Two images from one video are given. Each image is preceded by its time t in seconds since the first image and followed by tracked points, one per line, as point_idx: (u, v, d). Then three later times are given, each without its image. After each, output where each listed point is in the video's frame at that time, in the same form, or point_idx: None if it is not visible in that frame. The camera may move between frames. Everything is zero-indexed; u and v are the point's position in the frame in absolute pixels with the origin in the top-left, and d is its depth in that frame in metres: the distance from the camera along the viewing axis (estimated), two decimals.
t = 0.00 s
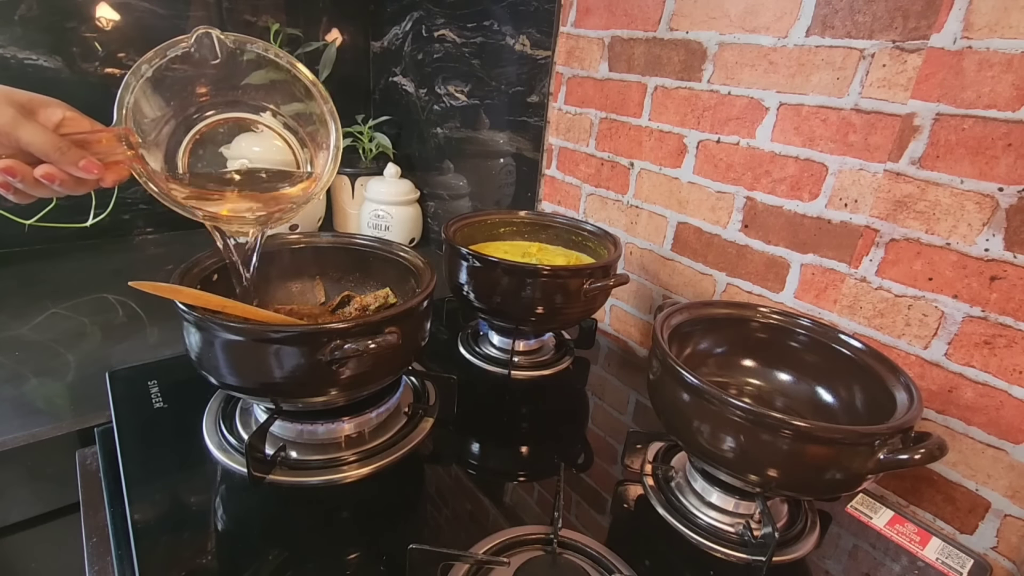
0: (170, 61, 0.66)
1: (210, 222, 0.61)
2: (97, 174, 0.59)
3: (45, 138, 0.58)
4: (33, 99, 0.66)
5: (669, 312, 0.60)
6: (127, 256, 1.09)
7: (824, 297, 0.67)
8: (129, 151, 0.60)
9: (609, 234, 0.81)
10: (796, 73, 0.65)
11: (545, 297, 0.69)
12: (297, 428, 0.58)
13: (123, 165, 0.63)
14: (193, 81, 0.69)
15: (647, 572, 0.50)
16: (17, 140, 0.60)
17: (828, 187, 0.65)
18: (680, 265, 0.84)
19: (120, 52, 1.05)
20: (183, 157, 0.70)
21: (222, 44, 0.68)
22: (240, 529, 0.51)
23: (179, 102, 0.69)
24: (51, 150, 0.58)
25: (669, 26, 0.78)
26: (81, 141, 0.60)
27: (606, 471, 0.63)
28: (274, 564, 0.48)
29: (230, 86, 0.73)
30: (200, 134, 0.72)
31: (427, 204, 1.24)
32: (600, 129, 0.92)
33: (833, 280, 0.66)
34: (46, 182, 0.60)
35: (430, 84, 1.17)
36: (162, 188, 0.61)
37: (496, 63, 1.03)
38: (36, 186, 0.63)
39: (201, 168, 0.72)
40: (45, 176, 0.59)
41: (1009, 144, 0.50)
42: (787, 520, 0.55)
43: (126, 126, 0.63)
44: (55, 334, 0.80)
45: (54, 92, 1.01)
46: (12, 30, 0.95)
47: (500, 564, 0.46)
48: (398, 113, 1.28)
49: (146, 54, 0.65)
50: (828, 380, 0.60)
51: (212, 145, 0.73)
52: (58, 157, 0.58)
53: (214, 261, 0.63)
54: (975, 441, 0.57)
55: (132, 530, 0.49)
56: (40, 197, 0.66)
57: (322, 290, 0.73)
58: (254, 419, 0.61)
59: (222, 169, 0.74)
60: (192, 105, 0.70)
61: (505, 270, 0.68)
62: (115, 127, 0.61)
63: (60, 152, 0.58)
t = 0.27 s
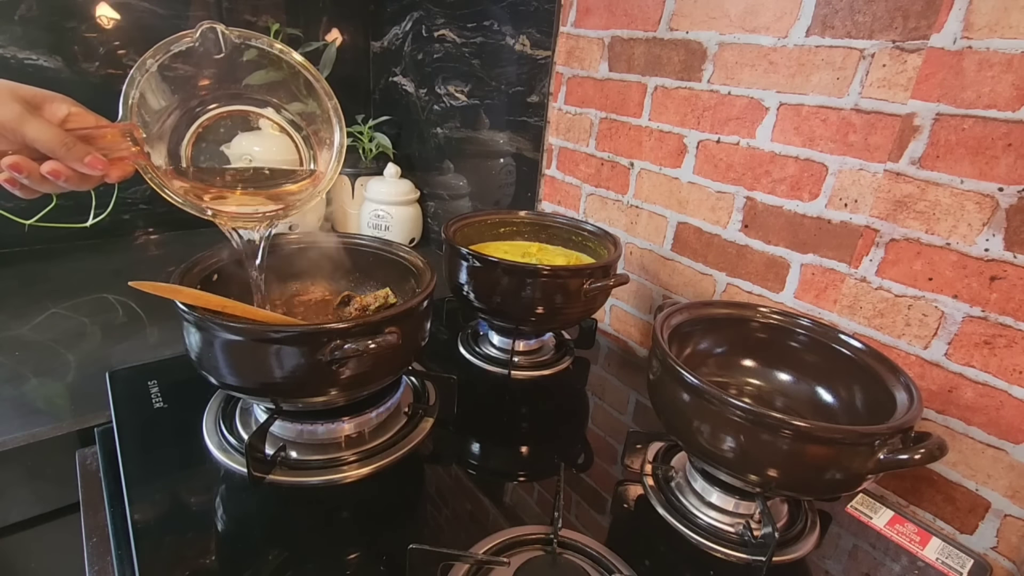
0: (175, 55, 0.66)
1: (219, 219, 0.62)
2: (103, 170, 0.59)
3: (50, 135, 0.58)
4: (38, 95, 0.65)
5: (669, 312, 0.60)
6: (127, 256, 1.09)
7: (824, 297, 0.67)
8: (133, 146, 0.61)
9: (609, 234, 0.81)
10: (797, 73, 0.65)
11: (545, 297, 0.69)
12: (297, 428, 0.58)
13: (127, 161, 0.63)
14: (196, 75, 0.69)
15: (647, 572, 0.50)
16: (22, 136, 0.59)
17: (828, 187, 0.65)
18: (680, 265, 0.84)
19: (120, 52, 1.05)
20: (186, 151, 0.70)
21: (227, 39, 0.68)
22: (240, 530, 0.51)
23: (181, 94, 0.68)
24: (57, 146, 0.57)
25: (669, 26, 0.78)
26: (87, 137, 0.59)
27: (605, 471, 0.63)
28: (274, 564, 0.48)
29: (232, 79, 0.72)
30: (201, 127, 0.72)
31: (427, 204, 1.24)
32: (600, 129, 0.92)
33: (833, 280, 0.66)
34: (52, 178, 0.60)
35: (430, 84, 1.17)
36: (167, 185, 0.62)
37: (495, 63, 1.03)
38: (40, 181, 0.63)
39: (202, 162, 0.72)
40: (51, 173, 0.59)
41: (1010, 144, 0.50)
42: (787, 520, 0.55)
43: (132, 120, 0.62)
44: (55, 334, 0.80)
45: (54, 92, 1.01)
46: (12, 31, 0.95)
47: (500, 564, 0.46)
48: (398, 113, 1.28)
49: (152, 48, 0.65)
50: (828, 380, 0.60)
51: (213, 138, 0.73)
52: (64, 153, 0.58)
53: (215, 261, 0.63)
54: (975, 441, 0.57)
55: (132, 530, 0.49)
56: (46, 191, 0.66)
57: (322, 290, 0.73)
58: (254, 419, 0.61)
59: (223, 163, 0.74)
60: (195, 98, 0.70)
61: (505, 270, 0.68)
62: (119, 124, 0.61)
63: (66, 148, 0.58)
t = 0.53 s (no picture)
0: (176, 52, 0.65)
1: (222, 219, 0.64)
2: (105, 170, 0.59)
3: (53, 133, 0.58)
4: (40, 93, 0.65)
5: (669, 312, 0.60)
6: (127, 256, 1.09)
7: (824, 297, 0.67)
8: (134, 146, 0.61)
9: (609, 234, 0.81)
10: (797, 73, 0.65)
11: (545, 297, 0.69)
12: (297, 428, 0.58)
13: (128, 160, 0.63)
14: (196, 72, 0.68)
15: (647, 572, 0.50)
16: (24, 136, 0.59)
17: (828, 187, 0.65)
18: (680, 265, 0.84)
19: (120, 51, 1.05)
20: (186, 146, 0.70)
21: (227, 36, 0.67)
22: (240, 530, 0.51)
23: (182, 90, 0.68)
24: (60, 146, 0.58)
25: (669, 26, 0.78)
26: (89, 136, 0.60)
27: (606, 471, 0.63)
28: (274, 564, 0.48)
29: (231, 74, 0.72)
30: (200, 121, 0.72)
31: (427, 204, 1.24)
32: (600, 129, 0.92)
33: (833, 280, 0.66)
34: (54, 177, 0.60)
35: (430, 83, 1.17)
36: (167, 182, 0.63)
37: (495, 63, 1.03)
38: (42, 180, 0.63)
39: (203, 157, 0.72)
40: (53, 172, 0.59)
41: (1010, 144, 0.50)
42: (787, 520, 0.55)
43: (132, 118, 0.62)
44: (55, 334, 0.80)
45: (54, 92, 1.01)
46: (12, 31, 0.95)
47: (500, 564, 0.46)
48: (398, 113, 1.28)
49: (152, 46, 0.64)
50: (827, 380, 0.60)
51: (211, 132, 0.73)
52: (68, 152, 0.58)
53: (215, 261, 0.63)
54: (975, 441, 0.57)
55: (132, 530, 0.49)
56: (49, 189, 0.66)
57: (322, 289, 0.73)
58: (254, 419, 0.61)
59: (222, 160, 0.74)
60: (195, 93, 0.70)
61: (505, 270, 0.68)
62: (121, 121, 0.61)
63: (69, 148, 0.58)
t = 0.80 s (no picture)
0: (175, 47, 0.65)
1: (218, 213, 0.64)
2: (105, 167, 0.60)
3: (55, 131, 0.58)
4: (40, 90, 0.65)
5: (669, 313, 0.60)
6: (127, 256, 1.09)
7: (824, 297, 0.67)
8: (134, 142, 0.60)
9: (609, 234, 0.81)
10: (797, 73, 0.65)
11: (545, 297, 0.69)
12: (297, 428, 0.58)
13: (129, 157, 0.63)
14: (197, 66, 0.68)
15: (647, 572, 0.50)
16: (26, 134, 0.59)
17: (828, 187, 0.65)
18: (680, 265, 0.84)
19: (120, 51, 1.05)
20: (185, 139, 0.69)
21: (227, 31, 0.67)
22: (240, 530, 0.51)
23: (183, 85, 0.68)
24: (62, 144, 0.58)
25: (669, 26, 0.78)
26: (90, 133, 0.60)
27: (605, 471, 0.63)
28: (274, 564, 0.48)
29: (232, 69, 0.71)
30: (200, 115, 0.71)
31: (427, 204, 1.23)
32: (600, 129, 0.92)
33: (833, 280, 0.66)
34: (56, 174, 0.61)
35: (431, 84, 1.17)
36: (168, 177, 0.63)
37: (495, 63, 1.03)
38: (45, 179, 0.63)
39: (203, 151, 0.72)
40: (55, 169, 0.60)
41: (1009, 144, 0.50)
42: (787, 520, 0.55)
43: (133, 115, 0.63)
44: (55, 334, 0.80)
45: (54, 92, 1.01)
46: (11, 31, 0.95)
47: (500, 564, 0.46)
48: (398, 113, 1.28)
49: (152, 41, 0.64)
50: (827, 380, 0.60)
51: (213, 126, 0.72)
52: (69, 151, 0.59)
53: (215, 261, 0.63)
54: (975, 441, 0.57)
55: (132, 530, 0.49)
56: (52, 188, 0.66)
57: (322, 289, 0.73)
58: (254, 419, 0.61)
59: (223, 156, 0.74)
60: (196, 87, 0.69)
61: (505, 270, 0.68)
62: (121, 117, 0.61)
63: (70, 146, 0.59)
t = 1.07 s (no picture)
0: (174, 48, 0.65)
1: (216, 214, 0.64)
2: (106, 167, 0.60)
3: (54, 131, 0.58)
4: (40, 91, 0.65)
5: (669, 312, 0.60)
6: (127, 256, 1.09)
7: (824, 297, 0.67)
8: (134, 142, 0.60)
9: (609, 234, 0.81)
10: (797, 73, 0.65)
11: (545, 297, 0.69)
12: (297, 428, 0.58)
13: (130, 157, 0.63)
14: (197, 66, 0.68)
15: (647, 572, 0.50)
16: (26, 135, 0.59)
17: (828, 187, 0.65)
18: (680, 264, 0.84)
19: (120, 51, 1.05)
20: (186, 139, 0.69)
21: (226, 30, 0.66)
22: (240, 530, 0.51)
23: (182, 85, 0.68)
24: (61, 145, 0.58)
25: (669, 26, 0.78)
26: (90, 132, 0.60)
27: (605, 471, 0.63)
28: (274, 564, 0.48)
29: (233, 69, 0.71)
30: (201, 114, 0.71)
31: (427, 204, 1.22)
32: (600, 129, 0.92)
33: (833, 280, 0.66)
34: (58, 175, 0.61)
35: (430, 84, 1.16)
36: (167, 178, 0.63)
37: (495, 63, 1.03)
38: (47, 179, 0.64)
39: (204, 149, 0.71)
40: (55, 170, 0.60)
41: (1009, 144, 0.50)
42: (787, 520, 0.55)
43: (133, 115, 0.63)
44: (55, 334, 0.80)
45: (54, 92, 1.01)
46: (11, 31, 0.95)
47: (500, 565, 0.46)
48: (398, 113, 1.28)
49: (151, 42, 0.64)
50: (828, 380, 0.60)
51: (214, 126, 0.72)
52: (69, 151, 0.59)
53: (215, 261, 0.63)
54: (975, 441, 0.57)
55: (132, 530, 0.49)
56: (52, 187, 0.66)
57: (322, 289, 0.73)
58: (254, 419, 0.61)
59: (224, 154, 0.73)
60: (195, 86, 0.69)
61: (505, 270, 0.68)
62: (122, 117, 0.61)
63: (70, 146, 0.59)
